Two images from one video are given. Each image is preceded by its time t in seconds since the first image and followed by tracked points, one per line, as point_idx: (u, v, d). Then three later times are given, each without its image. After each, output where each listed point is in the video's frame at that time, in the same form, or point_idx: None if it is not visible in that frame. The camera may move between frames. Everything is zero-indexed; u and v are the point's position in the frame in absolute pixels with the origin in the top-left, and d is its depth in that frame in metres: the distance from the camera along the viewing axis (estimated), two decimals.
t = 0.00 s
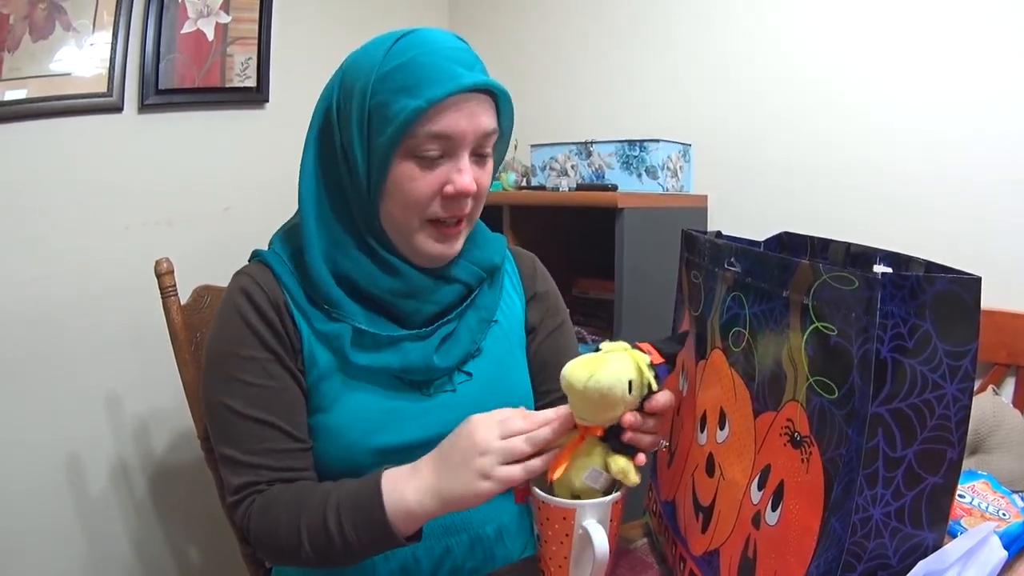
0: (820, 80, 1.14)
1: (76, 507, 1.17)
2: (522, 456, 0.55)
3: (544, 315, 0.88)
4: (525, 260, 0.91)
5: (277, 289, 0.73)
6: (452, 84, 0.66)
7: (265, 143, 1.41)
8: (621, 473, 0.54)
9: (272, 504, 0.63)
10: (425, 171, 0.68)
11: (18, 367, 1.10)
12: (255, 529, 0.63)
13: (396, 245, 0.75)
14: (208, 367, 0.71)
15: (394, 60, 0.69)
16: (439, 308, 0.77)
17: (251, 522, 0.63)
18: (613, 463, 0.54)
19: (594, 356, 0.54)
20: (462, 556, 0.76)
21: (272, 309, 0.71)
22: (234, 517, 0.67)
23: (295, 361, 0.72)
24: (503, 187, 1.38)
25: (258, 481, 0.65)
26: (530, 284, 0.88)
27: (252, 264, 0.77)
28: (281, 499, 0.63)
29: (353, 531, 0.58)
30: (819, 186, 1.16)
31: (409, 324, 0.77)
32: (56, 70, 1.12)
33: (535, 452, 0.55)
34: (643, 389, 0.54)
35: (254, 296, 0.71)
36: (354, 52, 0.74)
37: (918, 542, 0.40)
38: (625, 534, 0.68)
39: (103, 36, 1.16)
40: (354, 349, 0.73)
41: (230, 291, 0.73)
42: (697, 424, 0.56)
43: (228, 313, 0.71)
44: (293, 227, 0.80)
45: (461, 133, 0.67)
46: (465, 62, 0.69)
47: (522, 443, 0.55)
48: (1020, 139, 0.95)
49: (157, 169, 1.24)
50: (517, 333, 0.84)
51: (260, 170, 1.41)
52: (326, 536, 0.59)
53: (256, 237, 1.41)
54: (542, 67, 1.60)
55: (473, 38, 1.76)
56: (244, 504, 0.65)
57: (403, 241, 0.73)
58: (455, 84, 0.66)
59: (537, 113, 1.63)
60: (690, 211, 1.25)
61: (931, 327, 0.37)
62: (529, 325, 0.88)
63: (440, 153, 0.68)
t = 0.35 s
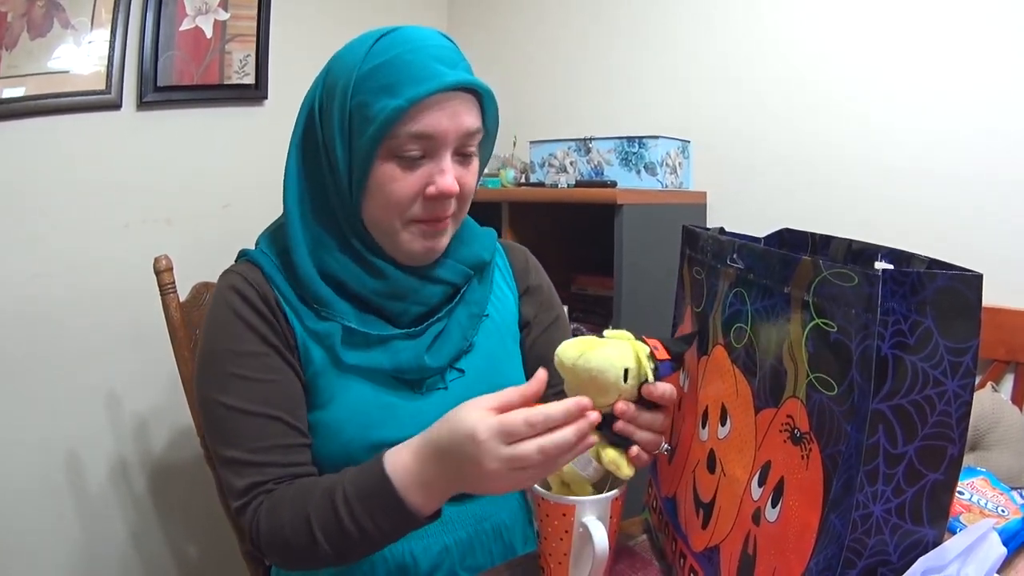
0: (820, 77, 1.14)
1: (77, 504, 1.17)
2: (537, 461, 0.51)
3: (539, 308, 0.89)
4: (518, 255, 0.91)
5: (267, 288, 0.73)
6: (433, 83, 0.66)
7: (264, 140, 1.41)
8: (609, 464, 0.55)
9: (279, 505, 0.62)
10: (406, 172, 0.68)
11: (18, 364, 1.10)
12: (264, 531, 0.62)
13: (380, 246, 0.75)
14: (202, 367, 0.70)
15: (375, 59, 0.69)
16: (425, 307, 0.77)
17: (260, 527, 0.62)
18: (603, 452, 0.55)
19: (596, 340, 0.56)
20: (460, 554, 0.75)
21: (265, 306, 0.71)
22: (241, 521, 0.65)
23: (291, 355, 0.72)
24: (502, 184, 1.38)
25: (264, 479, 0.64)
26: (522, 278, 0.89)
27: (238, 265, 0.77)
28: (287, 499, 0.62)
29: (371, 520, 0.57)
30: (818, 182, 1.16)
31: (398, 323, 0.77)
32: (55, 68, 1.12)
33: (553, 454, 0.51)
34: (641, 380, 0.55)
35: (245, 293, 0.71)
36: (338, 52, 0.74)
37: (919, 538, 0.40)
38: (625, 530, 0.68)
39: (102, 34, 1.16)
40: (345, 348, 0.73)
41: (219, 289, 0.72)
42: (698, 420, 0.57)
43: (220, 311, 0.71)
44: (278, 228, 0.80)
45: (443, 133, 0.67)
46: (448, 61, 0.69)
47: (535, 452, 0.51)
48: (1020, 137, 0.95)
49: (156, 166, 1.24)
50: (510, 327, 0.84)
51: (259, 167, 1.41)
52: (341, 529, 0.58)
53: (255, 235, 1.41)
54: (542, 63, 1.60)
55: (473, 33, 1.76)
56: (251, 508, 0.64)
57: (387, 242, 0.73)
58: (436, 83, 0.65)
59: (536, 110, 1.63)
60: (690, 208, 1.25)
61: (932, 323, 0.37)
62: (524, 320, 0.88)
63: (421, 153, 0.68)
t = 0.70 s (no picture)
0: (820, 76, 1.14)
1: (75, 502, 1.17)
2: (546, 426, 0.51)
3: (537, 308, 0.89)
4: (516, 253, 0.91)
5: (266, 291, 0.72)
6: (427, 80, 0.65)
7: (263, 138, 1.41)
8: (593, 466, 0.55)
9: (295, 511, 0.62)
10: (401, 170, 0.68)
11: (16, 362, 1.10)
12: (279, 536, 0.62)
13: (374, 245, 0.75)
14: (201, 374, 0.69)
15: (369, 57, 0.69)
16: (424, 305, 0.78)
17: (277, 535, 0.62)
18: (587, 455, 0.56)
19: (583, 342, 0.56)
20: (462, 555, 0.76)
21: (263, 310, 0.71)
22: (253, 528, 0.65)
23: (294, 359, 0.72)
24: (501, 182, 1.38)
25: (277, 487, 0.64)
26: (521, 277, 0.89)
27: (235, 268, 0.76)
28: (303, 504, 0.62)
29: (393, 518, 0.57)
30: (818, 182, 1.16)
31: (397, 324, 0.77)
32: (54, 65, 1.12)
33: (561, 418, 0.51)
34: (628, 386, 0.54)
35: (244, 297, 0.71)
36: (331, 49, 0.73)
37: (918, 537, 0.40)
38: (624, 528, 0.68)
39: (101, 31, 1.16)
40: (347, 351, 0.73)
41: (216, 295, 0.72)
42: (695, 419, 0.56)
43: (216, 315, 0.70)
44: (273, 229, 0.80)
45: (438, 131, 0.67)
46: (442, 57, 0.69)
47: (540, 416, 0.51)
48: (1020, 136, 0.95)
49: (155, 164, 1.24)
50: (510, 326, 0.85)
51: (258, 165, 1.40)
52: (362, 530, 0.58)
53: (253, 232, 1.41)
54: (541, 62, 1.60)
55: (472, 31, 1.75)
56: (266, 516, 0.64)
57: (382, 241, 0.73)
58: (431, 80, 0.65)
59: (535, 108, 1.62)
60: (689, 207, 1.25)
61: (931, 323, 0.37)
62: (523, 319, 0.88)
63: (416, 151, 0.68)
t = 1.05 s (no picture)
0: (819, 77, 1.14)
1: (75, 501, 1.17)
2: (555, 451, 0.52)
3: (536, 310, 0.89)
4: (518, 255, 0.91)
5: (266, 290, 0.72)
6: (426, 80, 0.65)
7: (263, 137, 1.41)
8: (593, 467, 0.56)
9: (300, 512, 0.62)
10: (399, 170, 0.68)
11: (16, 360, 1.10)
12: (281, 536, 0.62)
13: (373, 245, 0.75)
14: (202, 375, 0.69)
15: (369, 55, 0.69)
16: (423, 305, 0.77)
17: (281, 536, 0.62)
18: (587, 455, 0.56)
19: (587, 342, 0.54)
20: (461, 555, 0.76)
21: (263, 310, 0.71)
22: (255, 527, 0.65)
23: (295, 359, 0.72)
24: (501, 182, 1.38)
25: (279, 487, 0.64)
26: (521, 279, 0.89)
27: (236, 266, 0.76)
28: (308, 506, 0.62)
29: (401, 524, 0.57)
30: (817, 182, 1.16)
31: (398, 324, 0.77)
32: (54, 64, 1.12)
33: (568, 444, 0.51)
34: (633, 390, 0.53)
35: (245, 297, 0.71)
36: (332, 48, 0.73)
37: (917, 537, 0.40)
38: (620, 528, 0.67)
39: (102, 30, 1.16)
40: (348, 351, 0.73)
41: (216, 294, 0.72)
42: (694, 420, 0.56)
43: (217, 315, 0.70)
44: (275, 227, 0.79)
45: (437, 131, 0.67)
46: (442, 56, 0.68)
47: (550, 444, 0.51)
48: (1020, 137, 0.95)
49: (155, 163, 1.24)
50: (510, 327, 0.85)
51: (258, 165, 1.40)
52: (369, 533, 0.58)
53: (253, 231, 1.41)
54: (540, 61, 1.60)
55: (472, 30, 1.76)
56: (269, 515, 0.64)
57: (381, 241, 0.73)
58: (429, 80, 0.65)
59: (535, 108, 1.63)
60: (689, 207, 1.25)
61: (930, 323, 0.37)
62: (523, 320, 0.88)
63: (415, 151, 0.68)
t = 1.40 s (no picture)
0: (818, 76, 1.14)
1: (73, 497, 1.17)
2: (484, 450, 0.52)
3: (534, 308, 0.88)
4: (517, 255, 0.91)
5: (262, 287, 0.72)
6: (423, 86, 0.65)
7: (262, 135, 1.40)
8: (604, 466, 0.55)
9: (292, 509, 0.62)
10: (392, 173, 0.68)
11: (14, 357, 1.09)
12: (274, 535, 0.62)
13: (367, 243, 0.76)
14: (198, 372, 0.69)
15: (368, 56, 0.68)
16: (420, 301, 0.77)
17: (272, 532, 0.62)
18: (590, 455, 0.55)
19: (594, 343, 0.55)
20: (458, 552, 0.75)
21: (260, 308, 0.71)
22: (248, 524, 0.65)
23: (290, 357, 0.72)
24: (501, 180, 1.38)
25: (271, 484, 0.64)
26: (520, 278, 0.88)
27: (233, 264, 0.76)
28: (301, 504, 0.61)
29: (385, 528, 0.57)
30: (816, 181, 1.16)
31: (393, 320, 0.77)
32: (53, 61, 1.11)
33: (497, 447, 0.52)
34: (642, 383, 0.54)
35: (240, 294, 0.70)
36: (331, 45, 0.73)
37: (914, 538, 0.40)
38: (619, 528, 0.67)
39: (101, 27, 1.15)
40: (343, 346, 0.73)
41: (213, 291, 0.72)
42: (694, 418, 0.56)
43: (213, 313, 0.70)
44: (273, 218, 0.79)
45: (432, 136, 0.66)
46: (439, 60, 0.68)
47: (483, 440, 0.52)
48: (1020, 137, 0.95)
49: (154, 160, 1.23)
50: (507, 325, 0.84)
51: (257, 163, 1.40)
52: (357, 536, 0.58)
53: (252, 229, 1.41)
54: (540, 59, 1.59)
55: (472, 29, 1.76)
56: (260, 512, 0.64)
57: (372, 241, 0.74)
58: (424, 84, 0.65)
59: (533, 106, 1.63)
60: (687, 206, 1.25)
61: (929, 323, 0.37)
62: (521, 319, 0.88)
63: (409, 155, 0.68)
